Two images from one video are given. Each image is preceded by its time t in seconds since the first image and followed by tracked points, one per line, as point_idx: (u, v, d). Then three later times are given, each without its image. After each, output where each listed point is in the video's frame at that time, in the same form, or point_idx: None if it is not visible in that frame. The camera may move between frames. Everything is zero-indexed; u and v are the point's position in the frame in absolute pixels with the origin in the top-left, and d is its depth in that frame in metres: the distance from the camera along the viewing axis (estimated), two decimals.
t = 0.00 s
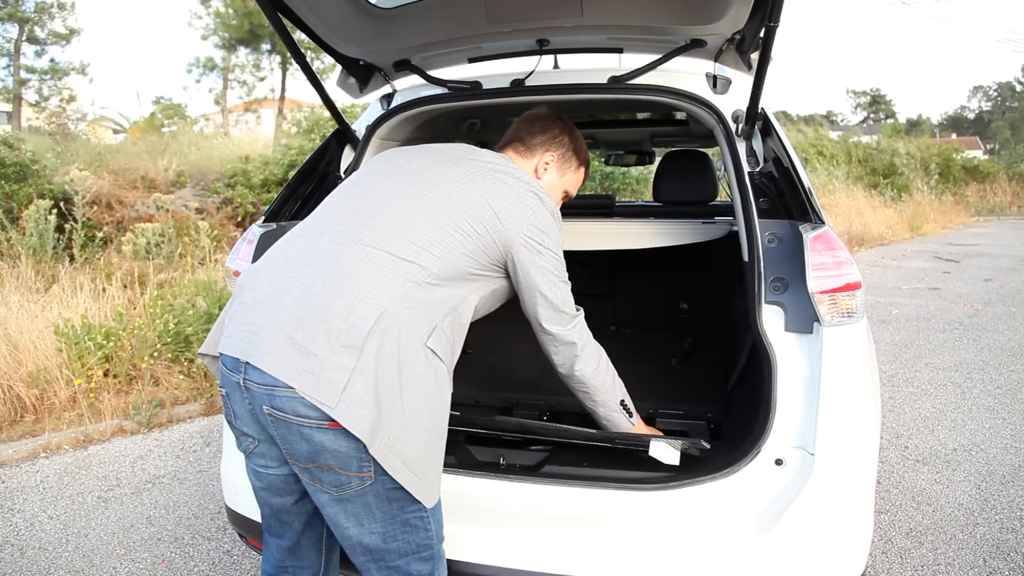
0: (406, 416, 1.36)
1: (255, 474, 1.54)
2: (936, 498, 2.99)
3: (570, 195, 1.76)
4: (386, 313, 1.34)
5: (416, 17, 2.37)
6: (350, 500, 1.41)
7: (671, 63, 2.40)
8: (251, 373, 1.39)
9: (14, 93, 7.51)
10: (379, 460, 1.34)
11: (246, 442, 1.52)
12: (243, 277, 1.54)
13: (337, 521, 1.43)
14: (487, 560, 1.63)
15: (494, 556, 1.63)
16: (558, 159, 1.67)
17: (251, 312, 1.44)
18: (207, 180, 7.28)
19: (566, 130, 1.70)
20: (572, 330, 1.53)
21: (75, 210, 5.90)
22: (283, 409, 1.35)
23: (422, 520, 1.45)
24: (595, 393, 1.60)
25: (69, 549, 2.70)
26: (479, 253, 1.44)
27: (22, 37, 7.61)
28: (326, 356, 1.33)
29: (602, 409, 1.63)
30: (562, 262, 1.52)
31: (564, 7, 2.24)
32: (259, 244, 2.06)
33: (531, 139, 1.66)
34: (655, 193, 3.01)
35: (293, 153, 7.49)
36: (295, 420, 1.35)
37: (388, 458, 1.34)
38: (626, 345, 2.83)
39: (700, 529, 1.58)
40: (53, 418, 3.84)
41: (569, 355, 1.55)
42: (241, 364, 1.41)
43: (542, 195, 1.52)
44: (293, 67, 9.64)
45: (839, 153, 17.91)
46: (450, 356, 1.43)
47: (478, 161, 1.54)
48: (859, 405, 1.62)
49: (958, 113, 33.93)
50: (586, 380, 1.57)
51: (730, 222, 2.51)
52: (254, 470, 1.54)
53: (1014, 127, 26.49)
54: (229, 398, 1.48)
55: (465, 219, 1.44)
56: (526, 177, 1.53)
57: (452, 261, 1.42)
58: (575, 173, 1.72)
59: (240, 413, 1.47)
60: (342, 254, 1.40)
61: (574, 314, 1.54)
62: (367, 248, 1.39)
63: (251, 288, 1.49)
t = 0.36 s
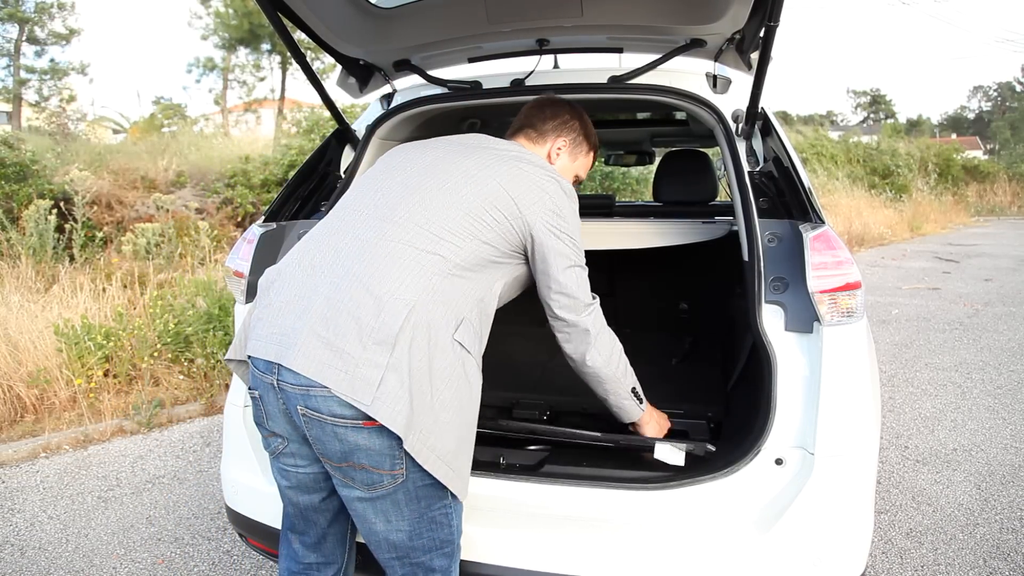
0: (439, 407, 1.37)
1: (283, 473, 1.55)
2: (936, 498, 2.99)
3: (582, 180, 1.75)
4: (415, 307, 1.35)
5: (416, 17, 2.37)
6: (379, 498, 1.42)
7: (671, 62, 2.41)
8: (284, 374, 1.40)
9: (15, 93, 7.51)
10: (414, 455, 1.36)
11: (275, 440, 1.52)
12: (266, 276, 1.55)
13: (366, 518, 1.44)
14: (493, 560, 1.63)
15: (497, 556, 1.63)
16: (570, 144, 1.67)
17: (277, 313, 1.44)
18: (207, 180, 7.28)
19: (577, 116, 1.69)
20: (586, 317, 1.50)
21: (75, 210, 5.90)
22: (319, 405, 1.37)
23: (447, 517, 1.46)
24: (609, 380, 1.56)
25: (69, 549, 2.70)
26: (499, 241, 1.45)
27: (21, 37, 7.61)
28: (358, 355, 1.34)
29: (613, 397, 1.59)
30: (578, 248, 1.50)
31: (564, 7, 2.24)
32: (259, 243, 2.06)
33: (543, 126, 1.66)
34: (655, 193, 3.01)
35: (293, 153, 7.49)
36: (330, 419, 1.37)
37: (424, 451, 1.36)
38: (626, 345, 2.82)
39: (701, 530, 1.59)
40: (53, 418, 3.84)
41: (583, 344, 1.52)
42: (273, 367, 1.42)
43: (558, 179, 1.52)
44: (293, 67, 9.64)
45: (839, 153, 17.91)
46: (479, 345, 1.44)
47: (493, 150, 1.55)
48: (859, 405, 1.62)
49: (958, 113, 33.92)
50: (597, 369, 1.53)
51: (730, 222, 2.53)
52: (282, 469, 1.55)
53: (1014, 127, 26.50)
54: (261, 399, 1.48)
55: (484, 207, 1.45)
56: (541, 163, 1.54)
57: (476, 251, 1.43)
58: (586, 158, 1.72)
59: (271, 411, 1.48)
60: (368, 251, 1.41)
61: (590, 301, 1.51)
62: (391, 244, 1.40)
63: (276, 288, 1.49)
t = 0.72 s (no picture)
0: (445, 394, 1.38)
1: (287, 470, 1.55)
2: (936, 498, 2.99)
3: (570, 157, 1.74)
4: (414, 301, 1.36)
5: (416, 17, 2.37)
6: (380, 495, 1.42)
7: (671, 63, 2.41)
8: (287, 376, 1.40)
9: (15, 93, 7.51)
10: (422, 446, 1.36)
11: (281, 435, 1.52)
12: (261, 282, 1.55)
13: (367, 515, 1.45)
14: (496, 561, 1.63)
15: (499, 555, 1.63)
16: (562, 118, 1.66)
17: (275, 319, 1.44)
18: (207, 180, 7.28)
19: (570, 90, 1.68)
20: (601, 278, 1.49)
21: (75, 210, 5.90)
22: (321, 404, 1.37)
23: (446, 515, 1.45)
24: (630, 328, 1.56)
25: (69, 549, 2.70)
26: (491, 221, 1.45)
27: (22, 37, 7.61)
28: (359, 356, 1.35)
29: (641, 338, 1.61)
30: (580, 211, 1.49)
31: (565, 7, 2.24)
32: (259, 242, 2.06)
33: (535, 97, 1.65)
34: (655, 193, 3.01)
35: (293, 153, 7.50)
36: (332, 419, 1.37)
37: (433, 440, 1.37)
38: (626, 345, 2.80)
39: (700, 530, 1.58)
40: (53, 418, 3.83)
41: (596, 304, 1.51)
42: (275, 369, 1.42)
43: (546, 149, 1.51)
44: (293, 67, 9.64)
45: (838, 153, 17.91)
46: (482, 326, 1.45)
47: (475, 128, 1.55)
48: (858, 403, 1.62)
49: (958, 113, 33.92)
50: (619, 322, 1.54)
51: (730, 222, 2.55)
52: (287, 465, 1.55)
53: (1013, 127, 26.50)
54: (265, 397, 1.48)
55: (473, 191, 1.45)
56: (526, 135, 1.53)
57: (469, 236, 1.43)
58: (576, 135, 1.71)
59: (275, 408, 1.48)
60: (362, 249, 1.41)
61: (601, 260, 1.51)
62: (385, 239, 1.40)
63: (272, 294, 1.49)
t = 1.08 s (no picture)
0: (457, 383, 1.38)
1: (291, 472, 1.55)
2: (936, 498, 2.99)
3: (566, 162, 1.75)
4: (420, 295, 1.36)
5: (416, 17, 2.37)
6: (385, 495, 1.42)
7: (671, 63, 2.41)
8: (293, 377, 1.39)
9: (15, 93, 7.51)
10: (438, 437, 1.37)
11: (286, 439, 1.52)
12: (265, 289, 1.55)
13: (372, 515, 1.45)
14: (495, 561, 1.63)
15: (499, 556, 1.62)
16: (561, 120, 1.66)
17: (280, 324, 1.44)
18: (207, 180, 7.27)
19: (572, 93, 1.69)
20: (613, 260, 1.50)
21: (75, 210, 5.90)
22: (327, 404, 1.37)
23: (451, 514, 1.45)
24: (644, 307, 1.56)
25: (70, 549, 2.70)
26: (494, 213, 1.45)
27: (21, 37, 7.61)
28: (367, 353, 1.35)
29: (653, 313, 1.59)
30: (581, 197, 1.50)
31: (565, 7, 2.24)
32: (259, 242, 2.05)
33: (536, 98, 1.65)
34: (655, 193, 3.01)
35: (293, 153, 7.50)
36: (338, 419, 1.37)
37: (446, 430, 1.38)
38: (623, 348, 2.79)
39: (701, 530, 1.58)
40: (53, 418, 3.83)
41: (608, 288, 1.52)
42: (280, 372, 1.42)
43: (541, 141, 1.53)
44: (293, 67, 9.64)
45: (838, 153, 17.91)
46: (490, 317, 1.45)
47: (471, 123, 1.55)
48: (858, 402, 1.62)
49: (958, 113, 33.93)
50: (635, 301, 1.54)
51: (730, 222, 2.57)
52: (292, 468, 1.54)
53: (1013, 127, 26.51)
54: (270, 400, 1.48)
55: (473, 184, 1.45)
56: (520, 129, 1.54)
57: (473, 229, 1.43)
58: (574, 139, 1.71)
59: (280, 410, 1.48)
60: (366, 248, 1.41)
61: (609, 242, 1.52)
62: (388, 236, 1.40)
63: (276, 299, 1.49)
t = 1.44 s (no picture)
0: (445, 386, 1.38)
1: (291, 467, 1.55)
2: (936, 498, 2.99)
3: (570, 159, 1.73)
4: (410, 295, 1.36)
5: (416, 17, 2.36)
6: (379, 491, 1.42)
7: (671, 63, 2.41)
8: (287, 372, 1.40)
9: (15, 93, 7.51)
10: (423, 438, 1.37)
11: (284, 434, 1.52)
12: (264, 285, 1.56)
13: (367, 512, 1.45)
14: (492, 561, 1.63)
15: (495, 556, 1.63)
16: (563, 115, 1.64)
17: (275, 320, 1.45)
18: (207, 180, 7.27)
19: (574, 89, 1.67)
20: (604, 267, 1.50)
21: (75, 211, 5.90)
22: (320, 399, 1.37)
23: (445, 513, 1.45)
24: (639, 316, 1.55)
25: (70, 549, 2.70)
26: (486, 214, 1.45)
27: (22, 38, 7.62)
28: (356, 350, 1.35)
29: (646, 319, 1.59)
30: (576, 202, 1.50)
31: (565, 7, 2.24)
32: (259, 244, 2.05)
33: (537, 94, 1.64)
34: (655, 193, 3.01)
35: (293, 153, 7.50)
36: (330, 414, 1.37)
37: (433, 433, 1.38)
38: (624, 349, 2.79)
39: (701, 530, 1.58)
40: (53, 418, 3.83)
41: (596, 296, 1.51)
42: (275, 367, 1.42)
43: (540, 145, 1.52)
44: (293, 67, 9.64)
45: (838, 153, 17.90)
46: (479, 320, 1.46)
47: (469, 124, 1.55)
48: (858, 404, 1.62)
49: (958, 113, 33.92)
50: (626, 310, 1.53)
51: (730, 222, 2.57)
52: (291, 463, 1.55)
53: (1013, 127, 26.48)
54: (267, 395, 1.48)
55: (466, 185, 1.45)
56: (519, 130, 1.54)
57: (466, 231, 1.43)
58: (577, 135, 1.70)
59: (277, 405, 1.48)
60: (359, 246, 1.41)
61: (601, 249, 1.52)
62: (382, 235, 1.41)
63: (273, 295, 1.50)
